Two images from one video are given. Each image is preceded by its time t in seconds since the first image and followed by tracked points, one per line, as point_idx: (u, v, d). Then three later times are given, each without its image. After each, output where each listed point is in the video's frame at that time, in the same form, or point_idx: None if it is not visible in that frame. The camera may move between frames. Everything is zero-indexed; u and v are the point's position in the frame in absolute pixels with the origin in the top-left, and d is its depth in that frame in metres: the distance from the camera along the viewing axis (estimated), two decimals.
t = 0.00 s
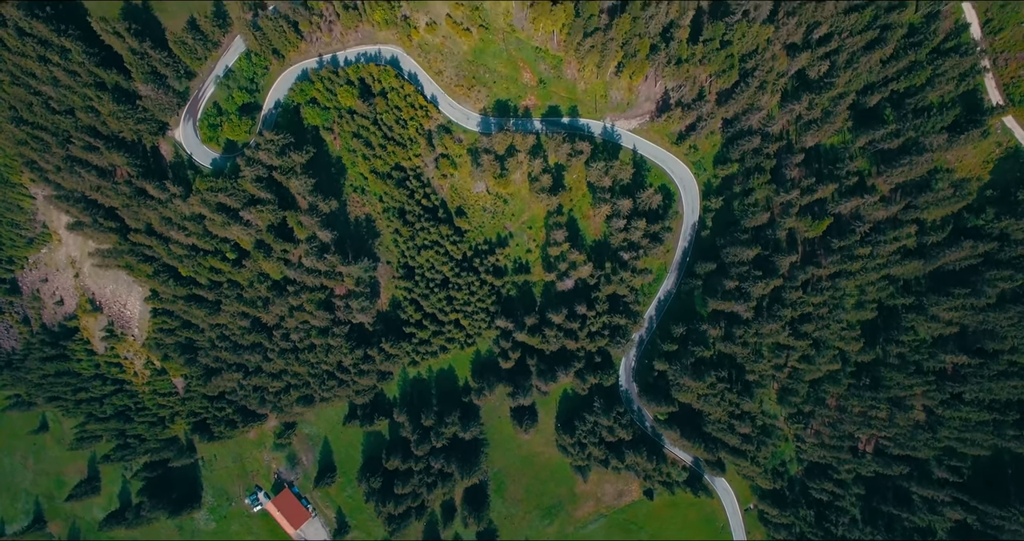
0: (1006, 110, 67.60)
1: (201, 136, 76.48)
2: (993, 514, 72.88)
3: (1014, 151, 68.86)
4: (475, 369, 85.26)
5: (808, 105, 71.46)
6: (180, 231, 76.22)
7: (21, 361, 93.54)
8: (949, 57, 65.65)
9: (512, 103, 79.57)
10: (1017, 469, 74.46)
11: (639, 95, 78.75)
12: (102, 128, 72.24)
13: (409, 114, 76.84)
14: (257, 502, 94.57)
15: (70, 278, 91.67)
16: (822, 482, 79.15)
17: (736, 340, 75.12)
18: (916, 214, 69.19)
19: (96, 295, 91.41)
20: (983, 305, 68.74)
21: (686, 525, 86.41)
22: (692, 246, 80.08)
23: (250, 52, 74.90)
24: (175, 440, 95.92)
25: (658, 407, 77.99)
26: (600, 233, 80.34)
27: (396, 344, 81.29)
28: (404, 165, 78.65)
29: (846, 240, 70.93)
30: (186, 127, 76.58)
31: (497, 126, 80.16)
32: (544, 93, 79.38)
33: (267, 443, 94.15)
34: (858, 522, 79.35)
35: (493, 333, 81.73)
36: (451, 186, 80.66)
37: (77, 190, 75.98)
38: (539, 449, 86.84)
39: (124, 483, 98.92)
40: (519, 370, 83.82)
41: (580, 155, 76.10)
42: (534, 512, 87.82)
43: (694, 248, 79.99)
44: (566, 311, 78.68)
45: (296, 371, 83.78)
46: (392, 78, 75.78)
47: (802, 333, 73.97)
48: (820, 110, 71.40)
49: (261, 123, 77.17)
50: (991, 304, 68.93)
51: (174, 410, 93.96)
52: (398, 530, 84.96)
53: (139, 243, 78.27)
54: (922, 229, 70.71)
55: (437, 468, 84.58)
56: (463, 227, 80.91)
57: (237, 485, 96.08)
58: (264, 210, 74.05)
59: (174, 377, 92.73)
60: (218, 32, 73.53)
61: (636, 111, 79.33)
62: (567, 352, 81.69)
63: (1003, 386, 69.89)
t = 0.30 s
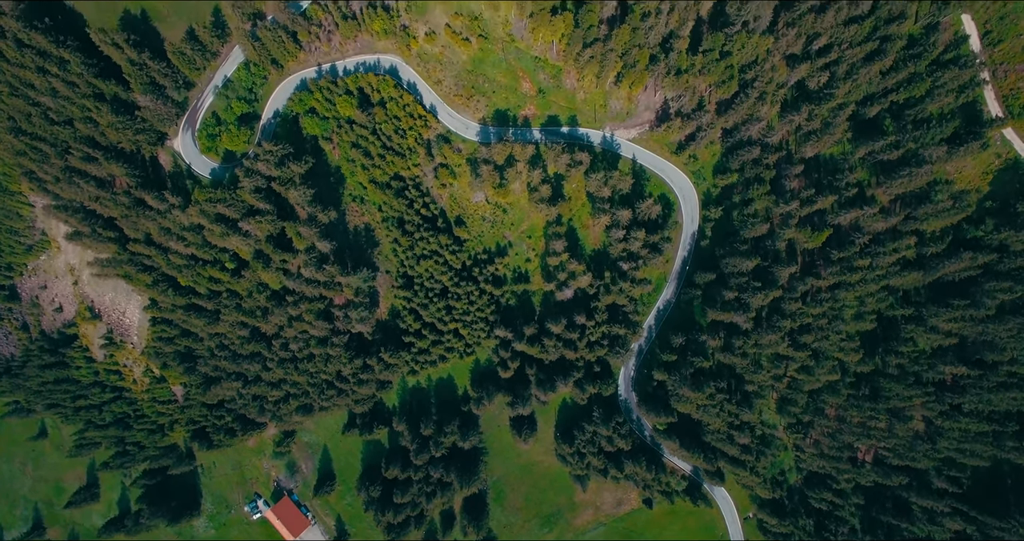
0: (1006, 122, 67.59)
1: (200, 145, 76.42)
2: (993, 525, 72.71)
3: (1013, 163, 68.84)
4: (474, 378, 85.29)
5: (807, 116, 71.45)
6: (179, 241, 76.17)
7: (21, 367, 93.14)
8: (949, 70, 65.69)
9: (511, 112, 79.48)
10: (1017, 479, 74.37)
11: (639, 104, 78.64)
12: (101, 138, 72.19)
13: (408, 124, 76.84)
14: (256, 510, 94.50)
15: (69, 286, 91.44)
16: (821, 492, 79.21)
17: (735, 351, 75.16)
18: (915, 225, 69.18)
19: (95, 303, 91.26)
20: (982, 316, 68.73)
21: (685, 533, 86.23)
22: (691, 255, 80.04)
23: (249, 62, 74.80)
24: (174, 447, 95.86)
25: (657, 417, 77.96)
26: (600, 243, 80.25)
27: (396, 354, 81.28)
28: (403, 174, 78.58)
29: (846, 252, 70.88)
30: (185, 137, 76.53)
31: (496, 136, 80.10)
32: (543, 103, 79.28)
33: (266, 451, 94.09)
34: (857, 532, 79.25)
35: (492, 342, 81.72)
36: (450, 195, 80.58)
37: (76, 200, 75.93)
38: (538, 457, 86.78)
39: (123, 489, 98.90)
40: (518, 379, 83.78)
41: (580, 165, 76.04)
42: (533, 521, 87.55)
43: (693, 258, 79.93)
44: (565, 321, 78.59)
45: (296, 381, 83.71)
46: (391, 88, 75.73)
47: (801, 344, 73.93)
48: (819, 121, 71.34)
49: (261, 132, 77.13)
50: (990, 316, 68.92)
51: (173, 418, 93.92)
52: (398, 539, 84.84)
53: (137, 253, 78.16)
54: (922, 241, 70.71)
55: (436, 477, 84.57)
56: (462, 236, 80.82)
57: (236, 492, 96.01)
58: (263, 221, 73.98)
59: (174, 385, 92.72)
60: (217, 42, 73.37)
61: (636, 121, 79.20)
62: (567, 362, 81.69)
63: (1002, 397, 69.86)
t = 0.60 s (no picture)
0: (1005, 133, 67.57)
1: (199, 154, 76.39)
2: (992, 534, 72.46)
3: (1013, 173, 68.84)
4: (474, 386, 85.33)
5: (806, 126, 71.43)
6: (178, 250, 76.14)
7: (20, 372, 92.89)
8: (948, 80, 65.75)
9: (511, 121, 79.39)
10: (1016, 488, 74.35)
11: (638, 113, 78.51)
12: (100, 148, 72.13)
13: (407, 133, 76.80)
14: (256, 516, 94.46)
15: (68, 292, 91.28)
16: (820, 500, 78.79)
17: (734, 360, 75.12)
18: (915, 235, 69.16)
19: (94, 309, 91.14)
20: (981, 326, 68.73)
21: None
22: (690, 264, 79.96)
23: (247, 71, 74.69)
24: (173, 454, 95.83)
25: (656, 426, 77.93)
26: (599, 251, 80.16)
27: (395, 363, 81.27)
28: (402, 183, 78.57)
29: (845, 262, 70.83)
30: (184, 145, 76.47)
31: (496, 144, 80.04)
32: (542, 111, 79.17)
33: (266, 458, 94.03)
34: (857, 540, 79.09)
35: (492, 351, 81.69)
36: (450, 204, 80.51)
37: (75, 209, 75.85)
38: (537, 465, 86.65)
39: (123, 495, 98.92)
40: (518, 387, 83.74)
41: (579, 175, 76.04)
42: (532, 528, 87.31)
43: (693, 266, 79.86)
44: (564, 330, 78.56)
45: (295, 389, 83.70)
46: (390, 97, 75.70)
47: (800, 354, 73.88)
48: (819, 131, 71.30)
49: (260, 141, 77.06)
50: (990, 326, 68.92)
51: (172, 424, 93.91)
52: None
53: (136, 261, 78.06)
54: (921, 250, 70.69)
55: (435, 485, 84.60)
56: (462, 245, 80.73)
57: (236, 499, 95.90)
58: (263, 230, 73.94)
59: (173, 392, 92.74)
60: (216, 52, 73.20)
61: (635, 129, 79.05)
62: (566, 371, 81.67)
63: (1002, 407, 69.80)
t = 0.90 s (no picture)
0: (1005, 145, 67.54)
1: (198, 165, 76.34)
2: None
3: (1012, 185, 68.85)
4: (473, 395, 85.35)
5: (806, 137, 71.38)
6: (178, 261, 76.16)
7: (19, 379, 92.47)
8: (948, 93, 65.72)
9: (510, 131, 79.33)
10: (1016, 499, 74.32)
11: (638, 122, 78.37)
12: (99, 159, 72.09)
13: (406, 143, 76.79)
14: (255, 524, 94.42)
15: (67, 300, 90.98)
16: (820, 510, 78.47)
17: (734, 372, 75.17)
18: (914, 247, 69.15)
19: (93, 317, 90.92)
20: (981, 338, 68.69)
21: None
22: (690, 274, 79.91)
23: (246, 81, 74.60)
24: (172, 461, 95.84)
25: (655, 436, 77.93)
26: (598, 261, 80.14)
27: (394, 373, 81.27)
28: (401, 193, 78.57)
29: (845, 274, 70.81)
30: (182, 155, 76.37)
31: (495, 154, 80.01)
32: (541, 121, 79.10)
33: (265, 466, 93.98)
34: None
35: (491, 361, 81.65)
36: (449, 214, 80.44)
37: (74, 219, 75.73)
38: (536, 474, 86.53)
39: (122, 503, 98.95)
40: (517, 397, 83.76)
41: (577, 186, 76.14)
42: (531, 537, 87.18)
43: (692, 277, 79.83)
44: (564, 341, 78.59)
45: (294, 399, 83.73)
46: (389, 107, 75.71)
47: (800, 365, 73.87)
48: (818, 142, 71.23)
49: (259, 151, 77.02)
50: (989, 338, 68.91)
51: (172, 432, 93.87)
52: None
53: (135, 272, 77.96)
54: (921, 262, 70.62)
55: (435, 495, 84.70)
56: (461, 255, 80.64)
57: (235, 506, 95.91)
58: (262, 242, 73.97)
59: (172, 400, 92.65)
60: (214, 62, 73.01)
61: (635, 139, 78.92)
62: (565, 381, 81.69)
63: (1001, 419, 69.78)
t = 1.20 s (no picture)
0: (1005, 156, 67.49)
1: (196, 173, 76.30)
2: None
3: (1011, 195, 68.84)
4: (472, 403, 85.41)
5: (806, 146, 71.31)
6: (176, 270, 76.09)
7: (18, 386, 92.03)
8: (947, 103, 65.69)
9: (509, 139, 79.27)
10: (1015, 508, 74.29)
11: (637, 131, 78.26)
12: (98, 168, 72.00)
13: (406, 152, 76.81)
14: (254, 531, 94.35)
15: (66, 306, 90.56)
16: (819, 518, 78.01)
17: (733, 381, 75.21)
18: (914, 257, 69.13)
19: (93, 324, 90.58)
20: (981, 348, 68.63)
21: None
22: (689, 282, 79.89)
23: (245, 90, 74.51)
24: (172, 468, 95.80)
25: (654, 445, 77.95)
26: (597, 269, 80.15)
27: (393, 381, 81.30)
28: (401, 202, 78.53)
29: (844, 284, 70.78)
30: (181, 164, 76.36)
31: (494, 163, 79.97)
32: (540, 130, 79.03)
33: (265, 473, 93.90)
34: None
35: (491, 369, 81.64)
36: (448, 222, 80.41)
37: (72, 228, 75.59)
38: (535, 481, 86.39)
39: (121, 508, 98.97)
40: (516, 406, 83.77)
41: (576, 196, 76.31)
42: None
43: (691, 285, 79.81)
44: (563, 350, 78.58)
45: (294, 407, 83.77)
46: (388, 116, 75.66)
47: (799, 375, 73.89)
48: (818, 152, 71.15)
49: (258, 160, 76.96)
50: (989, 348, 68.89)
51: (171, 439, 93.79)
52: None
53: (134, 280, 77.82)
54: (920, 272, 70.58)
55: (434, 503, 84.78)
56: (460, 263, 80.59)
57: (234, 513, 95.85)
58: (261, 251, 73.90)
59: (171, 407, 92.55)
60: (213, 72, 72.85)
61: (634, 147, 78.83)
62: (564, 389, 81.72)
63: (1001, 429, 69.73)
